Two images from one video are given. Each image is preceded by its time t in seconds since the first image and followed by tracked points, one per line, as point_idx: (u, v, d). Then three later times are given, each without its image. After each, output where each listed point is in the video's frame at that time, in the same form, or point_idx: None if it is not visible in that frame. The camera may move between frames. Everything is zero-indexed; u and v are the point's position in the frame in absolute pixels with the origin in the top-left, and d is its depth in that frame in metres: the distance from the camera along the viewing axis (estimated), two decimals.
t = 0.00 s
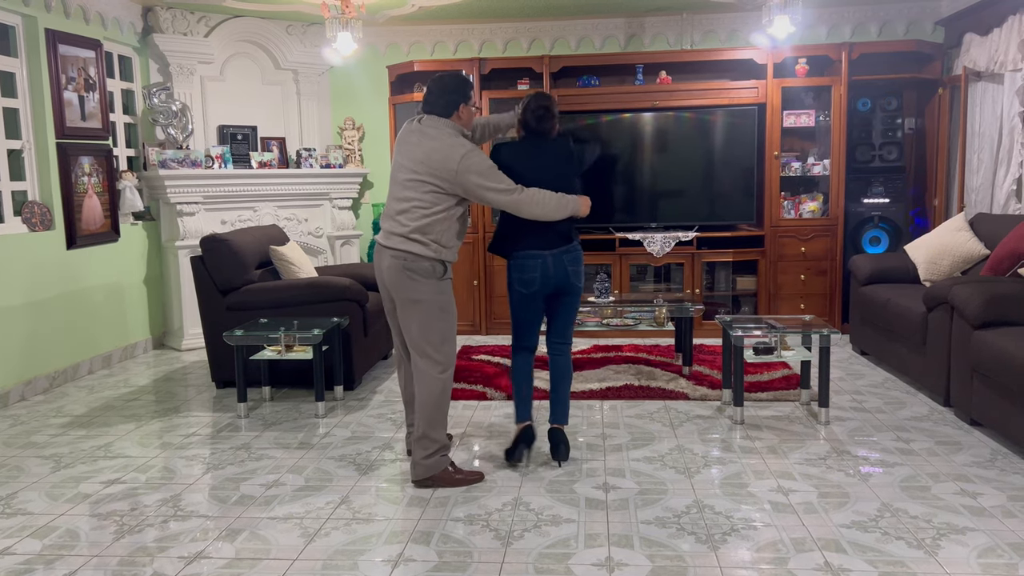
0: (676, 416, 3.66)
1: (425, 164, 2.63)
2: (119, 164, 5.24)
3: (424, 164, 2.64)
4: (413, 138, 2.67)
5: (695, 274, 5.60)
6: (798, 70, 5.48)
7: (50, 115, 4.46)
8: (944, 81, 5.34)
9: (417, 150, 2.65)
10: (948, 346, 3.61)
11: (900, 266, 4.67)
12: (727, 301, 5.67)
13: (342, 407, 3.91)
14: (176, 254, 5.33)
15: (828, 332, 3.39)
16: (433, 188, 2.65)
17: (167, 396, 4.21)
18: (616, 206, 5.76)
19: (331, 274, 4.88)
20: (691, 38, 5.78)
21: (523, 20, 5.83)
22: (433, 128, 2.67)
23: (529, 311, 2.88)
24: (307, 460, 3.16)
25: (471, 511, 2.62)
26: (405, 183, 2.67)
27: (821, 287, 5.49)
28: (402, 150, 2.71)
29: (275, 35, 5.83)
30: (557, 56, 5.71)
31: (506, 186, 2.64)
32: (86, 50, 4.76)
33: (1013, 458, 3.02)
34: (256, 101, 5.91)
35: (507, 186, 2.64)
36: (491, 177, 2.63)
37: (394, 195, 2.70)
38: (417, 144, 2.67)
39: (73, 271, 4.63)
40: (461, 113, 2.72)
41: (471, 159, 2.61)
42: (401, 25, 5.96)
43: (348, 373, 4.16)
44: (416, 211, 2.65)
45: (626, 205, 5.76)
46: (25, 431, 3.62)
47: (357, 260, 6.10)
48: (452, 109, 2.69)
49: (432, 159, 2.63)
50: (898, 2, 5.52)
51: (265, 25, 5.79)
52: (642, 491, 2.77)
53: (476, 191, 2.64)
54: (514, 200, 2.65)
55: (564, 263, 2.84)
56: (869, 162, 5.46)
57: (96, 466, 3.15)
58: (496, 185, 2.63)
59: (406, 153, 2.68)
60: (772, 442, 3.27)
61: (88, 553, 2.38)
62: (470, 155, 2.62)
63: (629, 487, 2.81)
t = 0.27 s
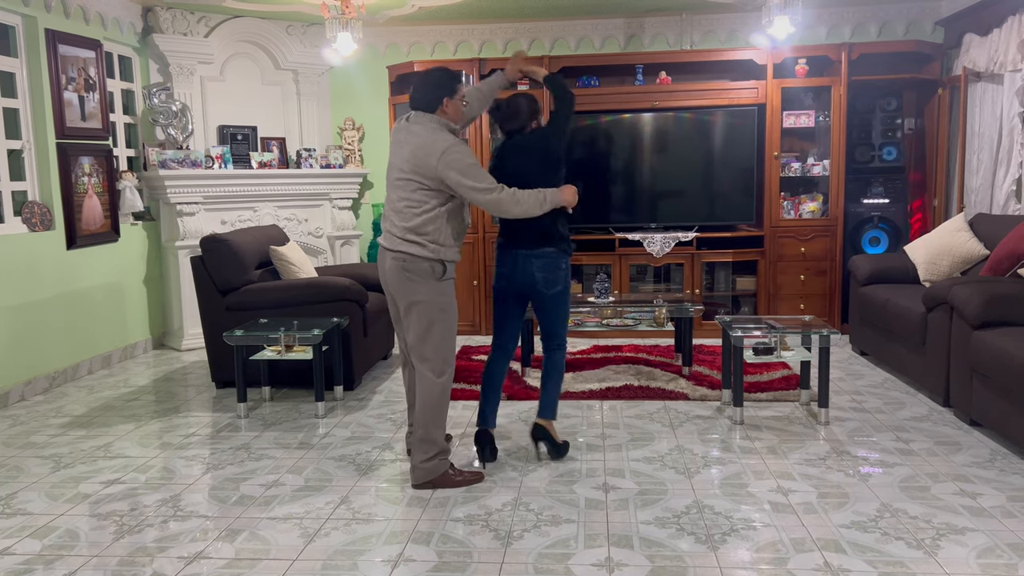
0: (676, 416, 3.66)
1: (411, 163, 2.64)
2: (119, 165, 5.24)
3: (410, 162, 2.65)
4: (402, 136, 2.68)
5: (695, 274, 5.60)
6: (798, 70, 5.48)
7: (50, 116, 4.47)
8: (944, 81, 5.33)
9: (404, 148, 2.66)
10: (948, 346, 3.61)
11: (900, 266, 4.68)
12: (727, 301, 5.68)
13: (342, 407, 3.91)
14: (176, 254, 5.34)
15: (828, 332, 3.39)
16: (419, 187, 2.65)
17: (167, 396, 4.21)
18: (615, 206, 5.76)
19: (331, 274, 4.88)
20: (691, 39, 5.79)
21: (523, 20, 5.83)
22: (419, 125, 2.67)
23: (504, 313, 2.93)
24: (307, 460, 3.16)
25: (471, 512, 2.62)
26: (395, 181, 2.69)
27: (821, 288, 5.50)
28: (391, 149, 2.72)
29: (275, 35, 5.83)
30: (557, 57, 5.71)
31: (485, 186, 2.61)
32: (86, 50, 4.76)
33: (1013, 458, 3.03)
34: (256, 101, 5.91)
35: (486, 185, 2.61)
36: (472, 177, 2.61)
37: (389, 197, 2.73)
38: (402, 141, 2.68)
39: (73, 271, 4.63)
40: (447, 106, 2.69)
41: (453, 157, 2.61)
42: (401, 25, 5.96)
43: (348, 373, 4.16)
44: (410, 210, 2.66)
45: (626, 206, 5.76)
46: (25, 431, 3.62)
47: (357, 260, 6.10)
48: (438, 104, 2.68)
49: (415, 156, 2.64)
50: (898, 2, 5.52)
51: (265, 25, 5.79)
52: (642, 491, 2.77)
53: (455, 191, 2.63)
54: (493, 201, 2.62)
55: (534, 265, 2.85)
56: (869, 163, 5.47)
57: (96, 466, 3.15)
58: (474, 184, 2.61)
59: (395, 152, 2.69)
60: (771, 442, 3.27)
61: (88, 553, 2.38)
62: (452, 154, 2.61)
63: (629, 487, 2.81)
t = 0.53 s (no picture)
0: (676, 417, 3.66)
1: (406, 165, 2.64)
2: (118, 165, 5.24)
3: (406, 164, 2.63)
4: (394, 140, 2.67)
5: (695, 274, 5.60)
6: (798, 70, 5.48)
7: (50, 116, 4.47)
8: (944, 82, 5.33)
9: (396, 153, 2.66)
10: (948, 346, 3.61)
11: (900, 267, 4.68)
12: (727, 301, 5.68)
13: (341, 407, 3.91)
14: (176, 254, 5.34)
15: (828, 333, 3.39)
16: (421, 186, 2.64)
17: (166, 396, 4.21)
18: (615, 206, 5.76)
19: (330, 274, 4.88)
20: (691, 39, 5.79)
21: (523, 20, 5.83)
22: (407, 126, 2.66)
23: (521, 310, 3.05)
24: (307, 460, 3.16)
25: (471, 512, 2.62)
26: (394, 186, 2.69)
27: (821, 288, 5.50)
28: (384, 156, 2.71)
29: (275, 35, 5.83)
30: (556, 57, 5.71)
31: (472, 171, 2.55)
32: (86, 50, 4.76)
33: (1013, 458, 3.02)
34: (256, 101, 5.91)
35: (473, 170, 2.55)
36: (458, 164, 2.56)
37: (393, 198, 2.70)
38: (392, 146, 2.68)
39: (73, 271, 4.63)
40: (428, 102, 2.69)
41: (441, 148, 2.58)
42: (401, 26, 5.96)
43: (348, 374, 4.16)
44: (422, 208, 2.65)
45: (626, 206, 5.76)
46: (25, 432, 3.62)
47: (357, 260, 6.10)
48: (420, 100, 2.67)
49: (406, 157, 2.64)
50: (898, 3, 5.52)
51: (265, 25, 5.79)
52: (642, 491, 2.77)
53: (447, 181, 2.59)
54: (479, 189, 2.54)
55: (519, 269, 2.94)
56: (869, 163, 5.47)
57: (96, 466, 3.15)
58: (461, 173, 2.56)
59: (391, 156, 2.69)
60: (771, 442, 3.28)
61: (88, 553, 2.38)
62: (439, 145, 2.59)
63: (629, 487, 2.81)
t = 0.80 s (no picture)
0: (676, 417, 3.66)
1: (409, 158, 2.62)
2: (118, 165, 5.24)
3: (409, 157, 2.62)
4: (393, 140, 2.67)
5: (695, 274, 5.60)
6: (798, 71, 5.48)
7: (50, 116, 4.47)
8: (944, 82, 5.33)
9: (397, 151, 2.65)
10: (948, 347, 3.61)
11: (901, 267, 4.67)
12: (727, 301, 5.68)
13: (341, 407, 3.91)
14: (176, 254, 5.34)
15: (828, 333, 3.39)
16: (428, 174, 2.63)
17: (167, 397, 4.21)
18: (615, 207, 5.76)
19: (330, 274, 4.88)
20: (691, 39, 5.79)
21: (523, 20, 5.83)
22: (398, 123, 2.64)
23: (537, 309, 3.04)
24: (307, 460, 3.16)
25: (471, 512, 2.62)
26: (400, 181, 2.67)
27: (821, 288, 5.50)
28: (386, 156, 2.71)
29: (275, 35, 5.83)
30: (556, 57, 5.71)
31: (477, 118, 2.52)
32: (86, 50, 4.76)
33: (1013, 458, 3.02)
34: (256, 101, 5.91)
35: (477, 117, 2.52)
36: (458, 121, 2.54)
37: (399, 194, 2.69)
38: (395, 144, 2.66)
39: (73, 271, 4.64)
40: (431, 100, 2.70)
41: (436, 123, 2.56)
42: (401, 26, 5.96)
43: (348, 374, 4.16)
44: (428, 204, 2.64)
45: (626, 206, 5.76)
46: (25, 432, 3.62)
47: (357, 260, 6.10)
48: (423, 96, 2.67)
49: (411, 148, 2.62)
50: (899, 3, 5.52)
51: (265, 25, 5.79)
52: (642, 491, 2.77)
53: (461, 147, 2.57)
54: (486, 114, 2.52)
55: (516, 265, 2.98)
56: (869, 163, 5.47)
57: (96, 466, 3.15)
58: (467, 130, 2.53)
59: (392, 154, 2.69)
60: (771, 442, 3.28)
61: (88, 553, 2.38)
62: (434, 121, 2.57)
63: (629, 487, 2.81)
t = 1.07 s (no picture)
0: (676, 417, 3.65)
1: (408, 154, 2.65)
2: (118, 165, 5.24)
3: (406, 153, 2.65)
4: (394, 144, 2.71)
5: (695, 274, 5.60)
6: (798, 71, 5.48)
7: (50, 116, 4.46)
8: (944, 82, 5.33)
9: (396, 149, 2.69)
10: (948, 347, 3.61)
11: (901, 267, 4.67)
12: (727, 301, 5.68)
13: (341, 407, 3.91)
14: (176, 254, 5.33)
15: (828, 333, 3.39)
16: (424, 168, 2.64)
17: (167, 397, 4.21)
18: (615, 207, 5.76)
19: (330, 275, 4.88)
20: (691, 39, 5.79)
21: (523, 20, 5.83)
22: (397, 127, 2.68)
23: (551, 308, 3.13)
24: (307, 460, 3.16)
25: (471, 512, 2.62)
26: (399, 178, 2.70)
27: (821, 288, 5.50)
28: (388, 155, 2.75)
29: (275, 35, 5.83)
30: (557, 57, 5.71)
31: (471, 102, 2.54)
32: (86, 50, 4.76)
33: (1013, 459, 3.02)
34: (256, 101, 5.91)
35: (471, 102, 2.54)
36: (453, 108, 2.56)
37: (397, 192, 2.72)
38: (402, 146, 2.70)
39: (73, 271, 4.63)
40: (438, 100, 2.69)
41: (429, 116, 2.59)
42: (401, 26, 5.96)
43: (347, 374, 4.16)
44: (418, 202, 2.66)
45: (626, 206, 5.76)
46: (25, 432, 3.62)
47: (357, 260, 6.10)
48: (428, 96, 2.67)
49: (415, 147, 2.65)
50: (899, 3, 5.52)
51: (265, 25, 5.79)
52: (642, 491, 2.77)
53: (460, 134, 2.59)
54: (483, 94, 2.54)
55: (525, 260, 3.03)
56: (869, 163, 5.47)
57: (96, 466, 3.15)
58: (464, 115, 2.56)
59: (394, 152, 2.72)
60: (771, 443, 3.27)
61: (88, 554, 2.38)
62: (428, 116, 2.59)
63: (629, 487, 2.81)
